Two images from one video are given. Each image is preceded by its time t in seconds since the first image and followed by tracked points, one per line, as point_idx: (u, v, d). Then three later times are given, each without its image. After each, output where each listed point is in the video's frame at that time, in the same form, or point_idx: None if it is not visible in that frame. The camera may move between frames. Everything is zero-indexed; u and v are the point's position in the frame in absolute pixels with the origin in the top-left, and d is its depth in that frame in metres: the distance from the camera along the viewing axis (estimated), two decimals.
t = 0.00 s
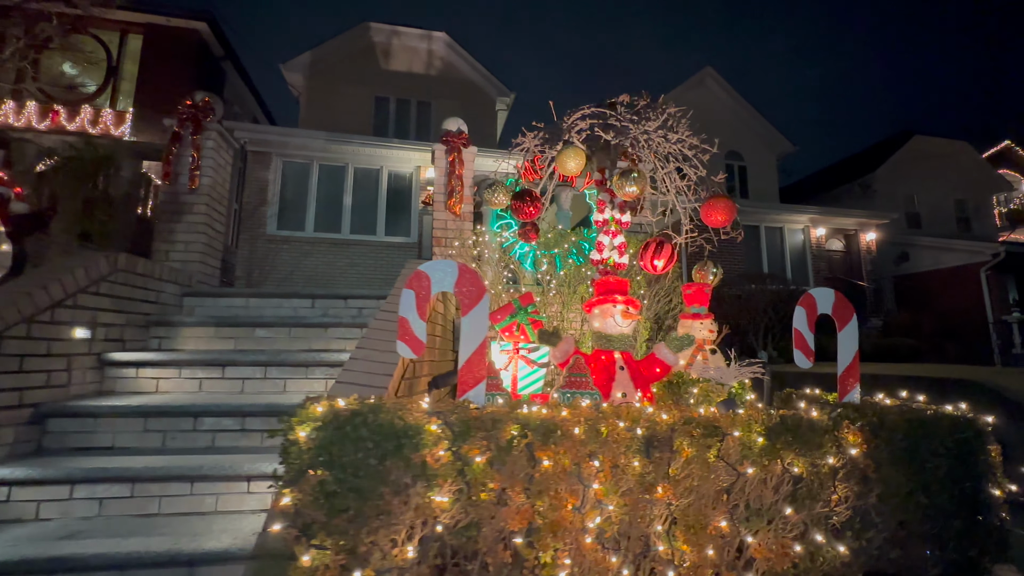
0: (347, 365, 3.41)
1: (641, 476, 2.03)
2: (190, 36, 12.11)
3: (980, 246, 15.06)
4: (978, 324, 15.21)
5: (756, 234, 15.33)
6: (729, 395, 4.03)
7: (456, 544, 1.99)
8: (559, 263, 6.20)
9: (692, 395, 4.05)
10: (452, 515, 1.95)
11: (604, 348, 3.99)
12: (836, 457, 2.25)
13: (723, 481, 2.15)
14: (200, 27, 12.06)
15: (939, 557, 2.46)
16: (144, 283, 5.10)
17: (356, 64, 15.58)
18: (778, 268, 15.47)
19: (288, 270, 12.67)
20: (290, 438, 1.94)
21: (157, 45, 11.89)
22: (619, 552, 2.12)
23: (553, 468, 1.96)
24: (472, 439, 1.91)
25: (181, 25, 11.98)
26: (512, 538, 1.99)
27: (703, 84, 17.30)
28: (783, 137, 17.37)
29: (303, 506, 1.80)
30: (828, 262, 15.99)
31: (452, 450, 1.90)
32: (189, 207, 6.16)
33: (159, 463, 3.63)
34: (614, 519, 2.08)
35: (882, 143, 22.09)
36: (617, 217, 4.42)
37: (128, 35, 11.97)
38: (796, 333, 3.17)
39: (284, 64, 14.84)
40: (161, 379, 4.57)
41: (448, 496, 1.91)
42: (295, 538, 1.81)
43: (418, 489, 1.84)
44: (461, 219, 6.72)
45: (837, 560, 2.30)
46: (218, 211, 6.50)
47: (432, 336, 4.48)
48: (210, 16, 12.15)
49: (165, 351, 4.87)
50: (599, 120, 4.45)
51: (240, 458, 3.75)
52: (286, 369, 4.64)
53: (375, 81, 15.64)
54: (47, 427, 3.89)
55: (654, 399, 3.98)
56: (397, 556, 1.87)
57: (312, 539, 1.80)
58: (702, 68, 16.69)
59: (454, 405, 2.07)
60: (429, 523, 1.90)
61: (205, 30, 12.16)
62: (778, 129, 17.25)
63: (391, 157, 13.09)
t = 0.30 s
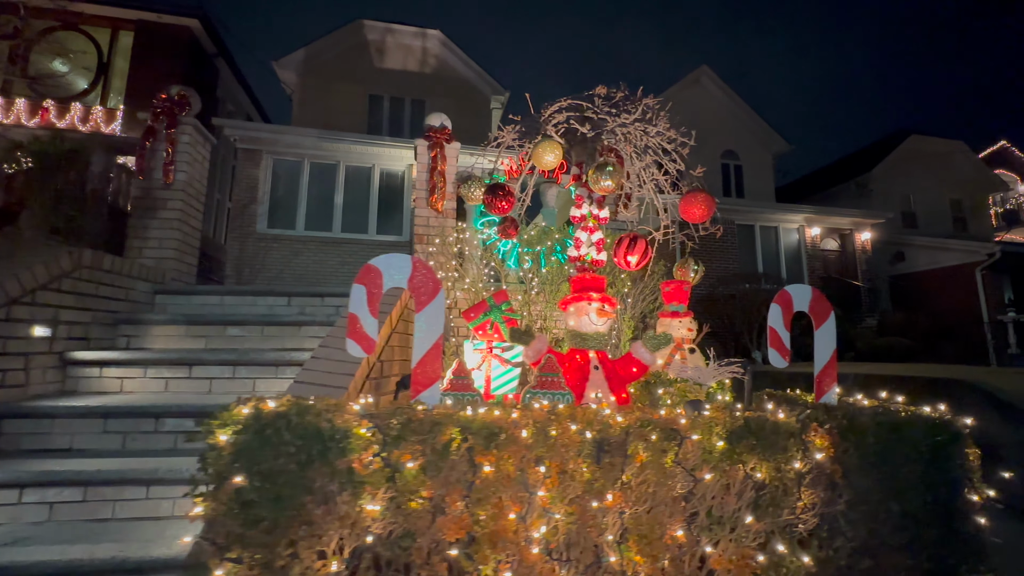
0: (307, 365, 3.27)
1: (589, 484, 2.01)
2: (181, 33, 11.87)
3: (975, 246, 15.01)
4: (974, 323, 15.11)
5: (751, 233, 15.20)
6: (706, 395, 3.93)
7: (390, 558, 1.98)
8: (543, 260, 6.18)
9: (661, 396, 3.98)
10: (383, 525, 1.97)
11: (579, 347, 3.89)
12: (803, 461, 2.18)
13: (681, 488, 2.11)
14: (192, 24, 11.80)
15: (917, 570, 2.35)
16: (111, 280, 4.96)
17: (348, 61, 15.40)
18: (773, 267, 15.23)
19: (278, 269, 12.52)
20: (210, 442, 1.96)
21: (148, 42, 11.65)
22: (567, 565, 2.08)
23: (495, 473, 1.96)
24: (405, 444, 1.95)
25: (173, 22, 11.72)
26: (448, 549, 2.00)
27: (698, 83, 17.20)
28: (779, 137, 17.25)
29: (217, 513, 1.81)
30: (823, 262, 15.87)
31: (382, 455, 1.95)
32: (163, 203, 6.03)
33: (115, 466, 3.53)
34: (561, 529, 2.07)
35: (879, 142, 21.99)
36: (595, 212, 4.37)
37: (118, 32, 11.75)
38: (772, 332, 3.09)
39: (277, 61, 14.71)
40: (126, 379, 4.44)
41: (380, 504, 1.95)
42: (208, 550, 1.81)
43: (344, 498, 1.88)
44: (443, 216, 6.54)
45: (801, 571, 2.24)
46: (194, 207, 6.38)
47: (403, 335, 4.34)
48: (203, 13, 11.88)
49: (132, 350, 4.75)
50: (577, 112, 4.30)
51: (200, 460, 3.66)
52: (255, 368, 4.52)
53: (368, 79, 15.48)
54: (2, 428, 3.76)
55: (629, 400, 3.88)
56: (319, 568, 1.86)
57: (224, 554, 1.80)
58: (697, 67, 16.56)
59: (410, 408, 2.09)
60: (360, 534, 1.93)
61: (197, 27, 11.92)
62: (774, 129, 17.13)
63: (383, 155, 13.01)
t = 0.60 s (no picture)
0: (263, 365, 3.17)
1: (521, 494, 2.04)
2: (174, 30, 11.60)
3: (971, 246, 14.95)
4: (970, 324, 14.99)
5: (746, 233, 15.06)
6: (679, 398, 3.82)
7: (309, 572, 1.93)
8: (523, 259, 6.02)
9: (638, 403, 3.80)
10: (299, 537, 1.93)
11: (550, 348, 3.79)
12: (757, 469, 2.21)
13: (625, 498, 2.12)
14: (184, 22, 11.53)
15: None
16: (78, 279, 4.86)
17: (340, 60, 15.30)
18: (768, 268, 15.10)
19: (269, 269, 12.40)
20: (115, 449, 1.85)
21: (139, 40, 11.37)
22: None
23: (421, 483, 1.98)
24: (320, 454, 1.92)
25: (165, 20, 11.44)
26: (367, 567, 1.99)
27: (694, 83, 17.09)
28: (775, 136, 17.13)
29: (114, 525, 1.71)
30: (818, 262, 15.76)
31: (295, 465, 1.92)
32: (137, 201, 5.93)
33: (67, 470, 3.40)
34: (493, 543, 2.08)
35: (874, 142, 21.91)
36: (569, 210, 4.32)
37: (111, 29, 11.51)
38: (741, 334, 3.08)
39: (270, 60, 14.60)
40: (89, 380, 4.34)
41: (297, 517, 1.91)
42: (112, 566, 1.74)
43: (253, 511, 1.82)
44: (424, 215, 6.48)
45: None
46: (169, 204, 6.28)
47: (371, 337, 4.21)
48: (195, 11, 11.62)
49: (98, 350, 4.64)
50: (549, 107, 4.20)
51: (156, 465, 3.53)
52: (222, 369, 4.41)
53: (362, 78, 15.34)
54: None
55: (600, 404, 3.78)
56: None
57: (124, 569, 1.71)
58: (693, 66, 16.45)
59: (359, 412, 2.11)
60: (274, 546, 1.88)
61: (189, 25, 11.65)
62: (770, 128, 17.02)
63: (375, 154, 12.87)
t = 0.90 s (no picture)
0: (219, 371, 3.03)
1: (460, 517, 1.92)
2: (169, 29, 11.34)
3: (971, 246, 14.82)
4: (970, 325, 14.81)
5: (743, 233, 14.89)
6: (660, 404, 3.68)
7: None
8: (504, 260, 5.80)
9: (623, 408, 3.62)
10: (212, 561, 1.79)
11: (526, 351, 3.65)
12: (725, 486, 2.16)
13: (580, 516, 2.08)
14: (179, 21, 11.28)
15: None
16: (47, 279, 4.72)
17: (335, 59, 15.16)
18: (766, 268, 14.95)
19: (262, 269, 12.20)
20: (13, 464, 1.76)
21: (134, 39, 11.16)
22: None
23: (349, 502, 1.89)
24: (234, 474, 1.83)
25: (160, 18, 11.21)
26: None
27: (692, 82, 16.94)
28: (773, 136, 16.96)
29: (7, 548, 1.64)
30: (816, 262, 15.57)
31: (207, 484, 1.82)
32: (113, 200, 5.82)
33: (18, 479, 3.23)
34: (429, 569, 1.96)
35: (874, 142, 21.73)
36: (548, 208, 4.19)
37: (106, 29, 11.30)
38: (722, 339, 2.98)
39: (265, 59, 14.46)
40: (53, 383, 4.19)
41: (209, 540, 1.79)
42: None
43: (158, 535, 1.73)
44: (408, 213, 6.36)
45: None
46: (147, 202, 6.16)
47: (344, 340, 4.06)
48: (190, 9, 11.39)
49: (66, 353, 4.51)
50: (527, 102, 4.06)
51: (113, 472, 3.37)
52: (191, 372, 4.27)
53: (357, 77, 15.20)
54: None
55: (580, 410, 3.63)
56: None
57: None
58: (692, 66, 16.29)
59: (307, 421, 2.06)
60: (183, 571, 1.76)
61: (184, 23, 11.40)
62: (769, 128, 16.86)
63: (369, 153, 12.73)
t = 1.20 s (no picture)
0: (186, 377, 2.85)
1: (415, 549, 1.81)
2: (169, 28, 11.12)
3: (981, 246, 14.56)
4: (978, 326, 14.51)
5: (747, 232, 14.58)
6: (657, 411, 3.46)
7: None
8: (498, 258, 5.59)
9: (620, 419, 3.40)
10: None
11: (515, 354, 3.46)
12: (723, 510, 2.02)
13: (557, 544, 1.98)
14: (179, 19, 11.05)
15: None
16: (25, 277, 4.53)
17: (335, 57, 15.00)
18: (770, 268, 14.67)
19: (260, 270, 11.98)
20: None
21: (135, 39, 10.95)
22: None
23: (291, 531, 1.76)
24: (150, 502, 1.62)
25: (160, 17, 10.98)
26: None
27: (696, 80, 16.69)
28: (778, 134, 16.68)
29: None
30: (821, 262, 15.28)
31: (117, 514, 1.59)
32: (96, 196, 5.65)
33: None
34: None
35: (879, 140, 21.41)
36: (540, 204, 3.98)
37: (106, 27, 11.06)
38: (722, 343, 2.77)
39: (265, 57, 14.31)
40: (24, 386, 4.01)
41: None
42: None
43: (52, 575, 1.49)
44: (400, 210, 6.17)
45: None
46: (131, 199, 6.02)
47: (326, 342, 3.89)
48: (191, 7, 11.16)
49: (40, 354, 4.32)
50: (519, 91, 3.85)
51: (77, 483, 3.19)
52: (169, 376, 4.11)
53: (356, 74, 15.01)
54: None
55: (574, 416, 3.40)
56: None
57: None
58: (695, 63, 16.04)
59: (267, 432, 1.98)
60: None
61: (185, 22, 11.16)
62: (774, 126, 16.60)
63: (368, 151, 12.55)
